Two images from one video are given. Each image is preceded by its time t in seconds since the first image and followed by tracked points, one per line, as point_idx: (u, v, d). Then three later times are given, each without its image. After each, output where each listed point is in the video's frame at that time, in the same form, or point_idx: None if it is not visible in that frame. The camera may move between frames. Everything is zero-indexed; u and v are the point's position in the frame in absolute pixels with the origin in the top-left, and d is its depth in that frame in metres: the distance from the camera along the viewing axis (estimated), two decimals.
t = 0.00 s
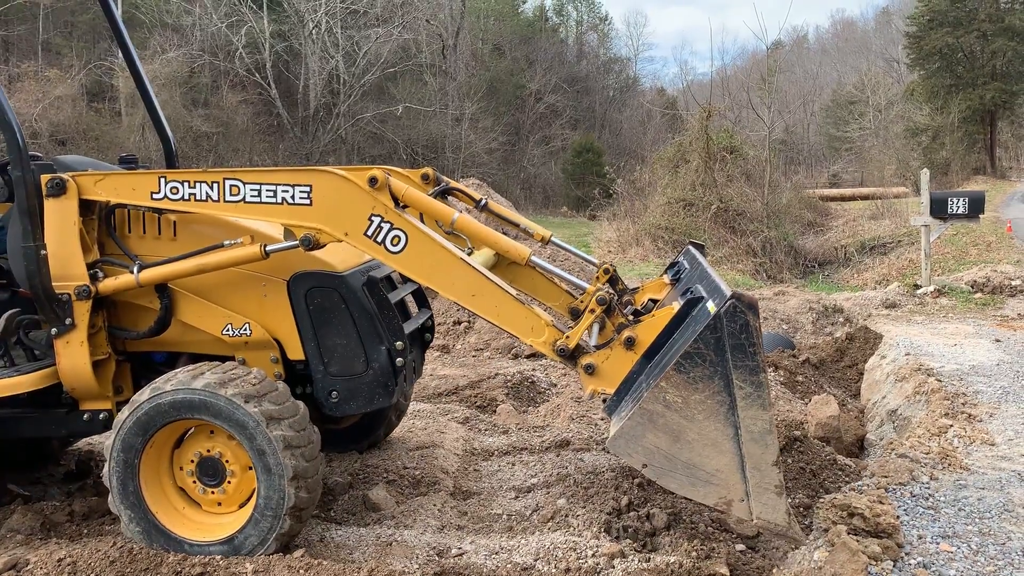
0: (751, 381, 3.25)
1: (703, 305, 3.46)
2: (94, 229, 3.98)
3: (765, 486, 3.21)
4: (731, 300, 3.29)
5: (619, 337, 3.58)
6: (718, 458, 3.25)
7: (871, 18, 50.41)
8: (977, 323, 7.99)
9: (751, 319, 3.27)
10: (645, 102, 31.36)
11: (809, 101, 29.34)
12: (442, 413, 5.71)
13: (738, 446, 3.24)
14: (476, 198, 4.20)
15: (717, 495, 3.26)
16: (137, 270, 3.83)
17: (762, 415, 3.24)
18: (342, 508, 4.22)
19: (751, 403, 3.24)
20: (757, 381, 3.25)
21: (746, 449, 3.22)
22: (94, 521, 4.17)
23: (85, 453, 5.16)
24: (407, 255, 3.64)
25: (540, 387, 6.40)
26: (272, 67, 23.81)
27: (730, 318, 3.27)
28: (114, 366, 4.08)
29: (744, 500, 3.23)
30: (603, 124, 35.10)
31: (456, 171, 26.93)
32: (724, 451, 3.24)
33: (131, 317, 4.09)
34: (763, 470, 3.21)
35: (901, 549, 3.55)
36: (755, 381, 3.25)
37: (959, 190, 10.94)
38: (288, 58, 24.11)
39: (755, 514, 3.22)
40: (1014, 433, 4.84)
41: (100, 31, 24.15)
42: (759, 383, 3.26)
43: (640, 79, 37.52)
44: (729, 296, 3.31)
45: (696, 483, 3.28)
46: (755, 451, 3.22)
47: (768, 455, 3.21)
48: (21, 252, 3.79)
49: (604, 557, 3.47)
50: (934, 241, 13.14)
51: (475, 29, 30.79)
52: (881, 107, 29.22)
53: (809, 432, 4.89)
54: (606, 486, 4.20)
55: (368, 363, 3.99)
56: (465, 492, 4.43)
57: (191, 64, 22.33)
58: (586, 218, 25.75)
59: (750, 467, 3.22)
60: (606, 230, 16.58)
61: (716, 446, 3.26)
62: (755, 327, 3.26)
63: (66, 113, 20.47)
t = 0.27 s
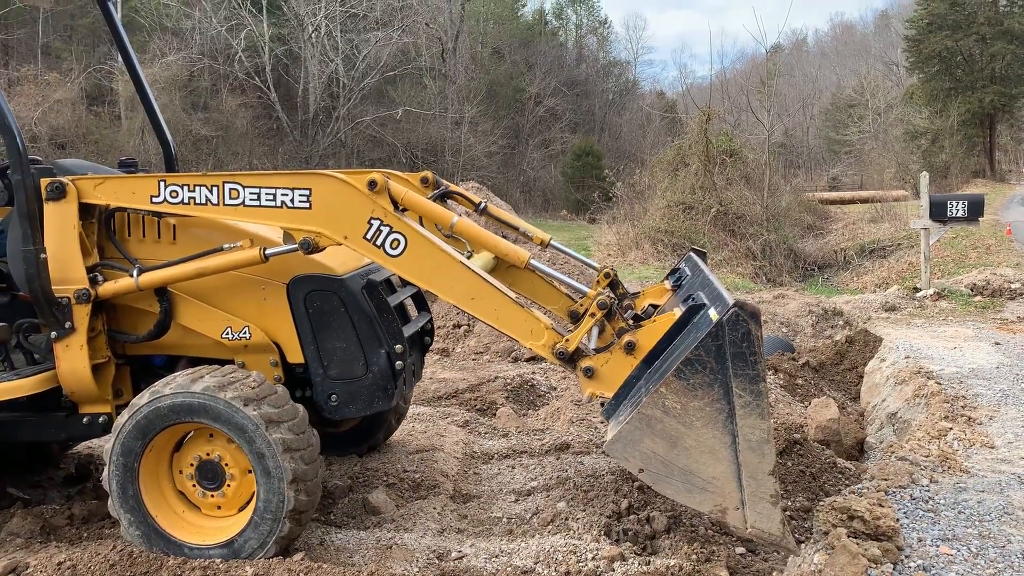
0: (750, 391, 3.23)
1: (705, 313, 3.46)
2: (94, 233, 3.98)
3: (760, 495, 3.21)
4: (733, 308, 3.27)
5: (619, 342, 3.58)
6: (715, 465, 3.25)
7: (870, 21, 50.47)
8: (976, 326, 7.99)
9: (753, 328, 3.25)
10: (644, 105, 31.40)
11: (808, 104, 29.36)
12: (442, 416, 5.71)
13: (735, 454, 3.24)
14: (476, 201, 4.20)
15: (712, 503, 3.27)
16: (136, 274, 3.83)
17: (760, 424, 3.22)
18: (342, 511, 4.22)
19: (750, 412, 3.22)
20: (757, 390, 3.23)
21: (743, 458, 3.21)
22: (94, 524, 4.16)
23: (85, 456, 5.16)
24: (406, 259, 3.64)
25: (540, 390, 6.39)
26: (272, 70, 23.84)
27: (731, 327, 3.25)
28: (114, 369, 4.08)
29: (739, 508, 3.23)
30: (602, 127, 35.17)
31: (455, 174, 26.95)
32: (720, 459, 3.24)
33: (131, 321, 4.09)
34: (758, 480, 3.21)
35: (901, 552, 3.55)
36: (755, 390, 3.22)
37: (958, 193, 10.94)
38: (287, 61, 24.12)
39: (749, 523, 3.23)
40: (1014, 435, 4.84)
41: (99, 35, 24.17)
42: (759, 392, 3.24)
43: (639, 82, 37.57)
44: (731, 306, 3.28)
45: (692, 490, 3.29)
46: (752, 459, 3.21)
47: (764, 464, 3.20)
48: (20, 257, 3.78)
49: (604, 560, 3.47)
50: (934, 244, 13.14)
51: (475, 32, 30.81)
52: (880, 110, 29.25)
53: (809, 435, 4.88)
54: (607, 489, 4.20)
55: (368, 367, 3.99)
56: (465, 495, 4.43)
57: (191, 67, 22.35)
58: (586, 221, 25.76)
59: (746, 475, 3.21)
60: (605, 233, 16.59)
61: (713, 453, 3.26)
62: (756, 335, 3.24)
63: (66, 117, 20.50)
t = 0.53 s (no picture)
0: (752, 406, 3.20)
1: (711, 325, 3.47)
2: (95, 235, 3.97)
3: (754, 509, 3.19)
4: (740, 322, 3.24)
5: (622, 346, 3.58)
6: (711, 476, 3.24)
7: (870, 23, 50.52)
8: (977, 328, 8.00)
9: (759, 343, 3.22)
10: (644, 107, 31.44)
11: (808, 106, 29.38)
12: (443, 417, 5.71)
13: (732, 467, 3.22)
14: (476, 204, 4.20)
15: (706, 513, 3.27)
16: (137, 276, 3.83)
17: (759, 439, 3.20)
18: (343, 513, 4.22)
19: (749, 425, 3.20)
20: (758, 405, 3.20)
21: (739, 471, 3.19)
22: (96, 527, 4.16)
23: (86, 458, 5.16)
24: (407, 261, 3.64)
25: (541, 393, 6.39)
26: (272, 73, 23.86)
27: (737, 341, 3.21)
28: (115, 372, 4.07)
29: (733, 520, 3.23)
30: (603, 129, 35.21)
31: (456, 176, 26.96)
32: (717, 471, 3.23)
33: (133, 323, 4.09)
34: (753, 494, 3.19)
35: (902, 553, 3.55)
36: (756, 405, 3.19)
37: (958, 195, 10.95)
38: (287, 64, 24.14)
39: (741, 536, 3.22)
40: (1015, 437, 4.84)
41: (99, 38, 24.22)
42: (760, 407, 3.22)
43: (639, 85, 37.64)
44: (739, 319, 3.26)
45: (686, 498, 3.29)
46: (749, 473, 3.19)
47: (760, 478, 3.19)
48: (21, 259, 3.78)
49: (604, 562, 3.47)
50: (934, 245, 13.15)
51: (475, 34, 30.83)
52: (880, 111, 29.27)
53: (810, 437, 4.87)
54: (607, 491, 4.19)
55: (369, 369, 3.98)
56: (466, 497, 4.42)
57: (191, 70, 22.38)
58: (586, 223, 25.76)
59: (741, 489, 3.20)
60: (606, 236, 16.59)
61: (710, 465, 3.25)
62: (761, 350, 3.20)
63: (66, 119, 20.52)
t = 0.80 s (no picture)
0: (753, 420, 3.13)
1: (714, 336, 3.49)
2: (97, 237, 3.97)
3: (748, 522, 3.13)
4: (747, 336, 3.14)
5: (624, 350, 3.58)
6: (707, 488, 3.18)
7: (872, 23, 50.49)
8: (980, 328, 7.99)
9: (765, 357, 3.15)
10: (646, 108, 31.42)
11: (810, 106, 29.36)
12: (446, 418, 5.71)
13: (729, 479, 3.16)
14: (477, 205, 4.20)
15: (700, 523, 3.21)
16: (139, 278, 3.83)
17: (758, 453, 3.14)
18: (346, 514, 4.22)
19: (749, 439, 3.13)
20: (760, 421, 3.14)
21: (736, 484, 3.14)
22: (99, 528, 4.16)
23: (89, 460, 5.16)
24: (408, 263, 3.64)
25: (543, 394, 6.38)
26: (274, 74, 23.87)
27: (743, 354, 3.15)
28: (117, 373, 4.08)
29: (725, 532, 3.17)
30: (604, 129, 35.21)
31: (457, 177, 26.97)
32: (714, 482, 3.17)
33: (135, 325, 4.09)
34: (747, 508, 3.13)
35: (905, 554, 3.55)
36: (757, 419, 3.13)
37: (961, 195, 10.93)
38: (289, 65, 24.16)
39: (733, 548, 3.16)
40: (1018, 437, 4.83)
41: (102, 39, 24.26)
42: (762, 421, 3.15)
43: (641, 85, 37.65)
44: (745, 333, 3.17)
45: (681, 508, 3.23)
46: (746, 487, 3.13)
47: (756, 492, 3.13)
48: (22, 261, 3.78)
49: (607, 564, 3.46)
50: (937, 245, 13.14)
51: (477, 35, 30.82)
52: (882, 111, 29.26)
53: (812, 437, 4.87)
54: (610, 492, 4.18)
55: (370, 370, 3.97)
56: (469, 498, 4.42)
57: (193, 71, 22.41)
58: (588, 223, 25.76)
59: (736, 502, 3.14)
60: (607, 236, 16.60)
61: (707, 475, 3.19)
62: (766, 365, 3.14)
63: (68, 121, 20.55)
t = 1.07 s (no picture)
0: (748, 441, 3.12)
1: (718, 352, 3.48)
2: (96, 237, 3.98)
3: (730, 539, 3.11)
4: (751, 356, 3.14)
5: (624, 354, 3.57)
6: (694, 501, 3.16)
7: (876, 22, 50.40)
8: (986, 327, 7.97)
9: (766, 379, 3.14)
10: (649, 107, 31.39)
11: (814, 105, 29.31)
12: (450, 418, 5.70)
13: (717, 494, 3.14)
14: (476, 206, 4.18)
15: (682, 535, 3.19)
16: (138, 279, 3.83)
17: (748, 472, 3.12)
18: (351, 513, 4.23)
19: (741, 458, 3.12)
20: (754, 443, 3.12)
21: (723, 500, 3.12)
22: (105, 528, 4.17)
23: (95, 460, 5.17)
24: (407, 264, 3.63)
25: (547, 394, 6.38)
26: (278, 74, 23.90)
27: (745, 373, 3.13)
28: (116, 374, 4.08)
29: (706, 546, 3.15)
30: (608, 129, 35.18)
31: (461, 177, 26.96)
32: (701, 496, 3.15)
33: (134, 325, 4.09)
34: (731, 525, 3.11)
35: (911, 553, 3.54)
36: (753, 439, 3.12)
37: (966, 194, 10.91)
38: (293, 66, 24.18)
39: (713, 563, 3.14)
40: None
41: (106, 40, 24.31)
42: (756, 441, 3.13)
43: (644, 84, 37.64)
44: (751, 352, 3.15)
45: (666, 519, 3.21)
46: (732, 505, 3.11)
47: (742, 511, 3.10)
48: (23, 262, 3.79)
49: (611, 563, 3.45)
50: (942, 245, 13.12)
51: (480, 34, 30.81)
52: (887, 110, 29.22)
53: (818, 437, 4.85)
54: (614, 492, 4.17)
55: (369, 371, 3.98)
56: (473, 497, 4.42)
57: (197, 72, 22.45)
58: (592, 223, 25.75)
59: (721, 518, 3.12)
60: (611, 236, 16.59)
61: (695, 489, 3.17)
62: (767, 387, 3.13)
63: (73, 122, 20.58)
